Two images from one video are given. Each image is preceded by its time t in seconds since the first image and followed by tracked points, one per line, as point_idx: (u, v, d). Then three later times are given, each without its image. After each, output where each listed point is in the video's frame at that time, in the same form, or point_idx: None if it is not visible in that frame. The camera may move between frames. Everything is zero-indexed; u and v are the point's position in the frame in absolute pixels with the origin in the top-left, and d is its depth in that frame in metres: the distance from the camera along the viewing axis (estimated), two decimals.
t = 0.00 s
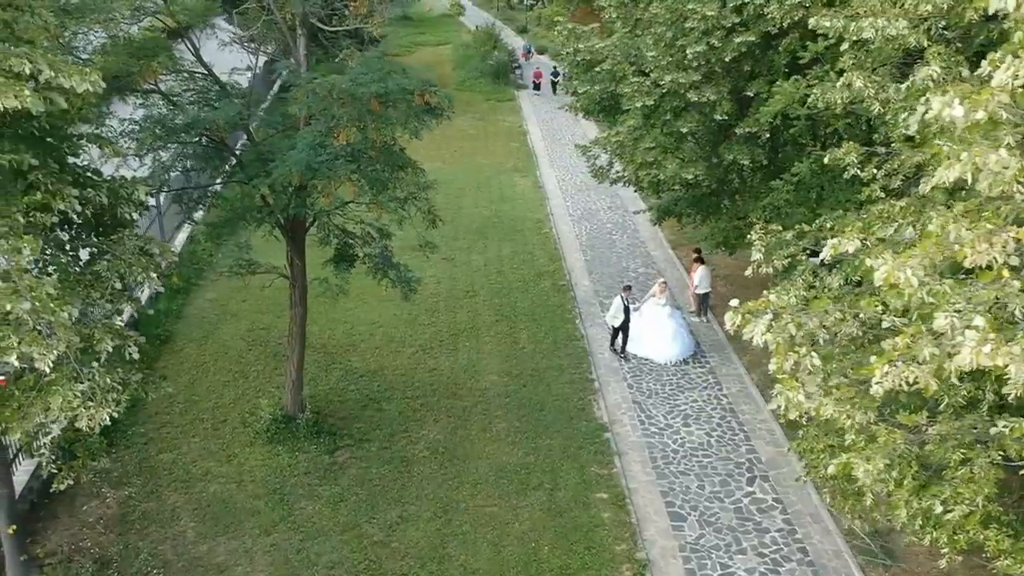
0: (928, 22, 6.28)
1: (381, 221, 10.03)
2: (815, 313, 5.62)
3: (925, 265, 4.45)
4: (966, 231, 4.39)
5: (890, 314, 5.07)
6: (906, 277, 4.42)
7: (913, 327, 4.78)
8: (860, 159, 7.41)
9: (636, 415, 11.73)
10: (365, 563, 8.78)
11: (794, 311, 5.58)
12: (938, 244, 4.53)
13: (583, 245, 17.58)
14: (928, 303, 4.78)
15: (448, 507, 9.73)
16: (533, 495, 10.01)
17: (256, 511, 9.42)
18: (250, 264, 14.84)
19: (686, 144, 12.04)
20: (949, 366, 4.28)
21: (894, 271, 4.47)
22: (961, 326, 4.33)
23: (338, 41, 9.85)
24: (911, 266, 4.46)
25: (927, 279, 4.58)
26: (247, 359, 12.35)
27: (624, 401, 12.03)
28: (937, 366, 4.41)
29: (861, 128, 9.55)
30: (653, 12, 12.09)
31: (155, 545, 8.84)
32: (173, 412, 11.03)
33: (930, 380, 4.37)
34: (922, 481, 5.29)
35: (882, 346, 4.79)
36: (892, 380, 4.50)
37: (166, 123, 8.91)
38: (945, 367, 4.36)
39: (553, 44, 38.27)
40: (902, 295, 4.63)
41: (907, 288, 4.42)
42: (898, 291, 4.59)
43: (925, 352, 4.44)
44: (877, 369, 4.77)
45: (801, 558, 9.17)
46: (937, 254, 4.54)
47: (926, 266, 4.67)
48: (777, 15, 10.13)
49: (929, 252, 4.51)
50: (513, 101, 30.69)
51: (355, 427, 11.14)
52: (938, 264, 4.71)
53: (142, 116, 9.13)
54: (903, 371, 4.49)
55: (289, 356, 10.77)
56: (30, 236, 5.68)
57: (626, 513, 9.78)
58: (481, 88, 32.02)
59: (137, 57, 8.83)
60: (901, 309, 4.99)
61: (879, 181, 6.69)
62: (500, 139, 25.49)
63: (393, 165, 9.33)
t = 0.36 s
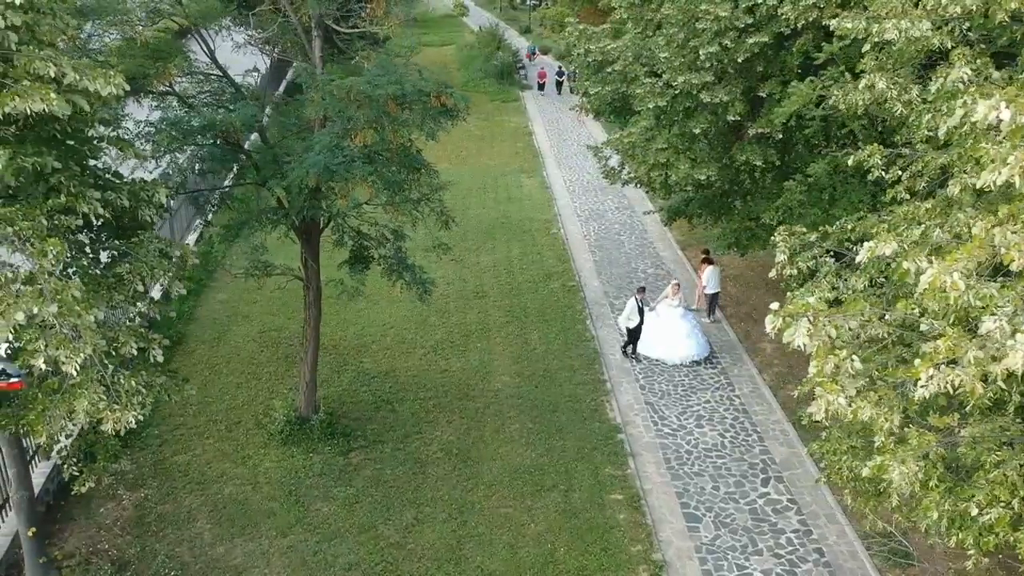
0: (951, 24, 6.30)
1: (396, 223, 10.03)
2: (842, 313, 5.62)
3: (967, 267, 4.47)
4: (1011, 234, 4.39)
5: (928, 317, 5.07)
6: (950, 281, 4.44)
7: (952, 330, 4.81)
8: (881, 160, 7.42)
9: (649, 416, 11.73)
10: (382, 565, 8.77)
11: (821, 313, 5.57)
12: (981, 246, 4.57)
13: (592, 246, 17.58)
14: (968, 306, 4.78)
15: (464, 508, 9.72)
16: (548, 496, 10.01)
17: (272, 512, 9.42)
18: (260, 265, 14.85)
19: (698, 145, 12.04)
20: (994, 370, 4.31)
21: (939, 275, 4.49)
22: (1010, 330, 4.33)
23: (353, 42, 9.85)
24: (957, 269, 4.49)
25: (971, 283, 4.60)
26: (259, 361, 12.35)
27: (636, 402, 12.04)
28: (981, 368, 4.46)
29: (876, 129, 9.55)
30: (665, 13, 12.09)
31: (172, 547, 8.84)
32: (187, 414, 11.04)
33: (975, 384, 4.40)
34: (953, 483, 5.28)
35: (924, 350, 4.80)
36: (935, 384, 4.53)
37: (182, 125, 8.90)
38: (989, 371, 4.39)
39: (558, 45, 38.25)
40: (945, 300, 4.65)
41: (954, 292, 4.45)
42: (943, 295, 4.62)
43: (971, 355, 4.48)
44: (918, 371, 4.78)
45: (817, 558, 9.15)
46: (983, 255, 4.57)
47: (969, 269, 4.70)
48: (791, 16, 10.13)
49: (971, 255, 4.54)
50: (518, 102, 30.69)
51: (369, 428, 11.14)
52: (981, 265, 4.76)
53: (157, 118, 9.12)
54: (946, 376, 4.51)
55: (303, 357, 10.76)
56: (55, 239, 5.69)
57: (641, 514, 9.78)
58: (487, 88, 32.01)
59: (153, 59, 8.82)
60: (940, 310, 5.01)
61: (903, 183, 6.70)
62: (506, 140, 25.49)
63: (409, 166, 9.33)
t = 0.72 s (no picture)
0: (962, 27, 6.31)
1: (403, 224, 10.04)
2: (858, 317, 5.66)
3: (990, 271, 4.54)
4: None
5: (947, 320, 5.12)
6: (977, 285, 4.50)
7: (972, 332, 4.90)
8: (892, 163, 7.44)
9: (655, 417, 11.73)
10: (390, 565, 8.77)
11: (832, 315, 5.59)
12: (1002, 252, 4.62)
13: (596, 247, 17.58)
14: (988, 311, 4.79)
15: (472, 509, 9.72)
16: (555, 497, 10.01)
17: (279, 513, 9.43)
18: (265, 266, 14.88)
19: (705, 147, 12.06)
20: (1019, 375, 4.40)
21: (965, 280, 4.55)
22: None
23: (362, 44, 9.86)
24: (981, 274, 4.55)
25: (993, 287, 4.62)
26: (265, 361, 12.36)
27: (642, 403, 12.04)
28: (1003, 372, 4.58)
29: (884, 131, 9.56)
30: (671, 14, 12.10)
31: (180, 548, 8.85)
32: (193, 414, 11.05)
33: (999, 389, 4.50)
34: (966, 485, 5.28)
35: (945, 353, 4.86)
36: (959, 388, 4.62)
37: (191, 126, 8.89)
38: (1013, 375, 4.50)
39: (560, 45, 38.25)
40: (966, 304, 4.70)
41: (977, 296, 4.51)
42: (964, 299, 4.64)
43: (994, 359, 4.59)
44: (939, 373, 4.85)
45: (824, 560, 9.15)
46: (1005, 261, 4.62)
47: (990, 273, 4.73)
48: (798, 17, 10.15)
49: (995, 259, 4.60)
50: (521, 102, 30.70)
51: (375, 429, 11.15)
52: (999, 270, 4.77)
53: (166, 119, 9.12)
54: (969, 380, 4.60)
55: (310, 358, 10.76)
56: (69, 240, 5.70)
57: (648, 515, 9.78)
58: (490, 88, 31.99)
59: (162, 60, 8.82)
60: (959, 313, 5.04)
61: (916, 186, 6.74)
62: (509, 140, 25.51)
63: (418, 168, 9.33)
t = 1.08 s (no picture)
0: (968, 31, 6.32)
1: (407, 226, 10.06)
2: (867, 322, 5.66)
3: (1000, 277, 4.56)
4: None
5: (956, 325, 5.12)
6: (989, 292, 4.53)
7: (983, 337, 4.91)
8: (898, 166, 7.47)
9: (658, 418, 11.74)
10: (393, 566, 8.78)
11: (839, 318, 5.60)
12: (1015, 258, 4.62)
13: (598, 248, 17.59)
14: (998, 316, 4.80)
15: (475, 510, 9.73)
16: (558, 498, 10.02)
17: (283, 514, 9.43)
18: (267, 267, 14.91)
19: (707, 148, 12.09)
20: None
21: (977, 286, 4.56)
22: None
23: (367, 46, 9.88)
24: (994, 279, 4.56)
25: (1004, 293, 4.63)
26: (268, 362, 12.38)
27: (645, 405, 12.06)
28: (1013, 377, 4.59)
29: (888, 133, 9.58)
30: (675, 15, 12.11)
31: (184, 549, 8.86)
32: (196, 416, 11.06)
33: (1008, 394, 4.52)
34: (975, 490, 5.30)
35: (955, 358, 4.87)
36: (969, 394, 4.64)
37: (196, 127, 8.89)
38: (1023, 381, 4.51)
39: (561, 45, 38.28)
40: (977, 309, 4.70)
41: (989, 302, 4.52)
42: (974, 304, 4.66)
43: (1004, 365, 4.59)
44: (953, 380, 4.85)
45: (827, 561, 9.16)
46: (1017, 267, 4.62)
47: (1001, 280, 4.74)
48: (802, 19, 10.16)
49: (1006, 265, 4.62)
50: (522, 103, 30.74)
51: (378, 430, 11.17)
52: (1009, 275, 4.78)
53: (170, 120, 9.12)
54: (979, 385, 4.61)
55: (314, 360, 10.77)
56: (77, 243, 5.71)
57: (651, 516, 9.79)
58: (491, 87, 31.99)
59: (166, 61, 8.82)
60: (967, 319, 5.04)
61: (923, 189, 6.76)
62: (511, 141, 25.54)
63: (422, 170, 9.34)
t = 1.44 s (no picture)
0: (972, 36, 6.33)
1: (410, 228, 10.07)
2: (874, 327, 5.67)
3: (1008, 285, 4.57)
4: None
5: (962, 331, 5.13)
6: (997, 301, 4.54)
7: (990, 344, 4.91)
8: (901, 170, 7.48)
9: (660, 420, 11.76)
10: (396, 569, 8.79)
11: (844, 324, 5.61)
12: None
13: (599, 249, 17.61)
14: (1005, 324, 4.81)
15: (477, 513, 9.74)
16: (561, 500, 10.02)
17: (287, 517, 9.44)
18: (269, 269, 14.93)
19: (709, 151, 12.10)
20: None
21: (985, 294, 4.58)
22: None
23: (370, 49, 9.89)
24: (1002, 287, 4.57)
25: (1012, 301, 4.65)
26: (271, 364, 12.40)
27: (647, 407, 12.07)
28: (1021, 385, 4.59)
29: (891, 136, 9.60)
30: (677, 18, 12.12)
31: (188, 552, 8.87)
32: (199, 418, 11.08)
33: (1015, 403, 4.53)
34: (980, 495, 5.30)
35: (962, 365, 4.88)
36: (978, 402, 4.64)
37: (200, 131, 8.90)
38: None
39: (562, 46, 38.34)
40: (986, 317, 4.74)
41: (998, 310, 4.55)
42: (983, 313, 4.70)
43: (1012, 374, 4.61)
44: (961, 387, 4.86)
45: (830, 564, 9.17)
46: None
47: (1008, 287, 4.75)
48: (805, 22, 10.17)
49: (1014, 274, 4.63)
50: (523, 104, 30.75)
51: (381, 432, 11.18)
52: (1016, 282, 4.80)
53: (174, 123, 9.13)
54: (987, 393, 4.62)
55: (316, 362, 10.78)
56: (84, 247, 5.72)
57: (654, 519, 9.80)
58: (492, 87, 32.00)
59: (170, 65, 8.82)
60: (974, 325, 5.07)
61: (928, 194, 6.78)
62: (512, 142, 25.56)
63: (425, 173, 9.35)
